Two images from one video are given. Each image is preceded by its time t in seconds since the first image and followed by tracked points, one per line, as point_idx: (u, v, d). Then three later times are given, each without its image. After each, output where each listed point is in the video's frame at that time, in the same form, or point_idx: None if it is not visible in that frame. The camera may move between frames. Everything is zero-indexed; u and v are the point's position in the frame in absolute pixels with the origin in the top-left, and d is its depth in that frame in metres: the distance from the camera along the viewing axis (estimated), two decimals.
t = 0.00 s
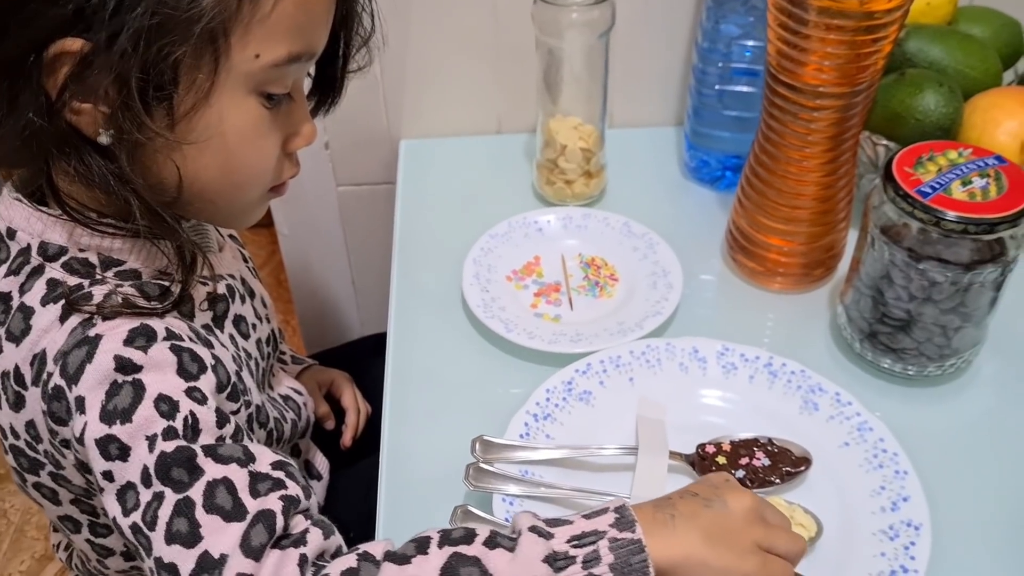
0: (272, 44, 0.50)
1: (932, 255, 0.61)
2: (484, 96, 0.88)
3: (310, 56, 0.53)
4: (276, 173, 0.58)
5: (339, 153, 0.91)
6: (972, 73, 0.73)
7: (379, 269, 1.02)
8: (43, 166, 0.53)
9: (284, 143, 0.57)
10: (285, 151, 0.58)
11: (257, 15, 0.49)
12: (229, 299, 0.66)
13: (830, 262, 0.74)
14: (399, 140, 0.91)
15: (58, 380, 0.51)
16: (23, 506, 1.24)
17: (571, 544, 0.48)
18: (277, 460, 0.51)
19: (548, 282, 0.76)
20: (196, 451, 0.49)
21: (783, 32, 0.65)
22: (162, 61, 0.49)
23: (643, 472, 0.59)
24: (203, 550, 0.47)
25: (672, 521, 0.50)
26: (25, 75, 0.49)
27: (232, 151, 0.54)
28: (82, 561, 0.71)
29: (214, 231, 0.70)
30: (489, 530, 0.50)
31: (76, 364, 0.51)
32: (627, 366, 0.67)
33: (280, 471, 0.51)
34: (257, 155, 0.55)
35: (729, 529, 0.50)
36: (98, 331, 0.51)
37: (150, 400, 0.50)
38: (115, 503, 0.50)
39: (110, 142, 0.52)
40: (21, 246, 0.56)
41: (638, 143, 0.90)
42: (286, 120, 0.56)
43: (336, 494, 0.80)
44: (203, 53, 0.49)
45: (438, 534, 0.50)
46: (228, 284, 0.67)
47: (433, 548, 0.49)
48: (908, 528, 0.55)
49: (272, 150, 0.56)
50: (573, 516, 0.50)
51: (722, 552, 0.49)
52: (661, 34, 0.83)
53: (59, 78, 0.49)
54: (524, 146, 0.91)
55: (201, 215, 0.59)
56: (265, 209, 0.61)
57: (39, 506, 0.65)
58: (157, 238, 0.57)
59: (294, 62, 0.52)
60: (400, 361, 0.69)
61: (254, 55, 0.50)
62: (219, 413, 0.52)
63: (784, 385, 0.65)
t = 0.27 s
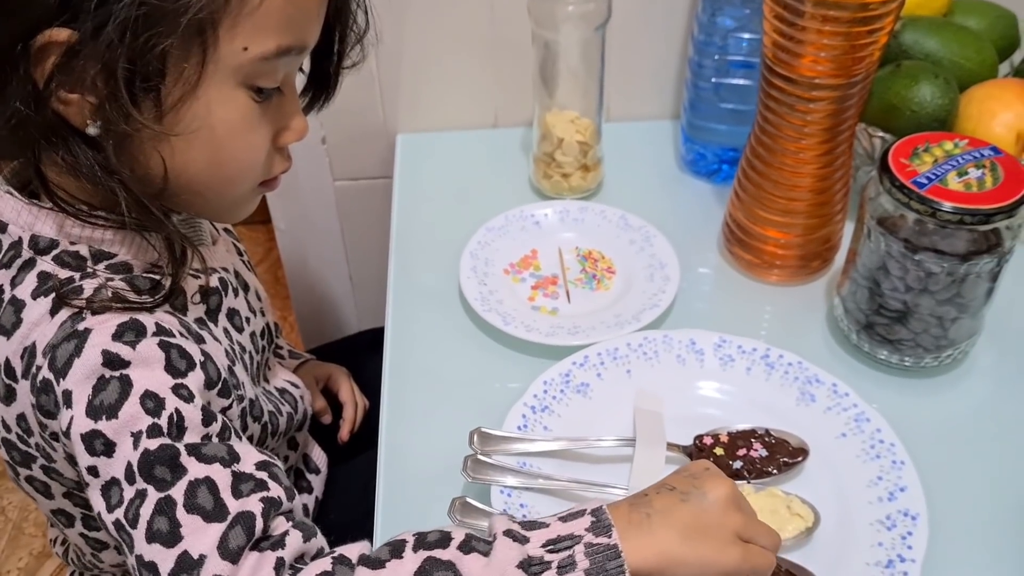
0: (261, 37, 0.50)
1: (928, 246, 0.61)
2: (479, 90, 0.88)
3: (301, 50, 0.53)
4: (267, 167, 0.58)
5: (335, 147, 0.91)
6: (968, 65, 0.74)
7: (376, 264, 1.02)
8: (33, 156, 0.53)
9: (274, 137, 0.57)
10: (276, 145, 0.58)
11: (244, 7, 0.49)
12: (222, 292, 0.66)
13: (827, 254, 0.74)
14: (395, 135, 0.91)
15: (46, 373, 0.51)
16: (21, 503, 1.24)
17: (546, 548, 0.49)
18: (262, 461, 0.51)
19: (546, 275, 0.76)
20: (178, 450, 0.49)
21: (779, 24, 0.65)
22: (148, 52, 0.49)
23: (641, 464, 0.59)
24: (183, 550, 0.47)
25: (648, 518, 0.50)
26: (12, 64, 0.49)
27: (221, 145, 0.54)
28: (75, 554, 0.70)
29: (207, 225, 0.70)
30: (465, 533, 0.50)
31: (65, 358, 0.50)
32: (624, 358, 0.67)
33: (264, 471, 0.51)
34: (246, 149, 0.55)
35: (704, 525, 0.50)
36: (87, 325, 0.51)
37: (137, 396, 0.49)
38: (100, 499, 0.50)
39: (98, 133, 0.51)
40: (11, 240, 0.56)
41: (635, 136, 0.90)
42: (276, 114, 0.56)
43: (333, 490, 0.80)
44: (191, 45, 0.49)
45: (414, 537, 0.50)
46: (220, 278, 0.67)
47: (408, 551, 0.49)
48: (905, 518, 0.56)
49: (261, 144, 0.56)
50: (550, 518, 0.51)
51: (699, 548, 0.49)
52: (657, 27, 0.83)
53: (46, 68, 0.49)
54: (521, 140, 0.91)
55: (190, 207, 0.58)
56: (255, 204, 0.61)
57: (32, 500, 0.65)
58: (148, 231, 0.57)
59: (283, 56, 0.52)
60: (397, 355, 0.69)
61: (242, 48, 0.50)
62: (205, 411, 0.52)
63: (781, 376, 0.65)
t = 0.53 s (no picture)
0: (255, 31, 0.50)
1: (930, 238, 0.61)
2: (480, 84, 0.88)
3: (296, 46, 0.53)
4: (262, 163, 0.58)
5: (336, 142, 0.91)
6: (969, 57, 0.73)
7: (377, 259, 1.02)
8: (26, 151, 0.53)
9: (270, 133, 0.57)
10: (271, 141, 0.57)
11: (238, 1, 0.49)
12: (219, 287, 0.66)
13: (829, 247, 0.74)
14: (396, 129, 0.91)
15: (44, 369, 0.51)
16: (22, 500, 1.24)
17: (550, 537, 0.48)
18: (263, 455, 0.51)
19: (547, 269, 0.76)
20: (179, 445, 0.49)
21: (780, 16, 0.65)
22: (142, 45, 0.49)
23: (644, 455, 0.59)
24: (185, 546, 0.47)
25: (648, 508, 0.50)
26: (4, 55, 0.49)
27: (215, 139, 0.53)
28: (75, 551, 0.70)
29: (204, 219, 0.70)
30: (468, 524, 0.50)
31: (63, 354, 0.50)
32: (626, 351, 0.67)
33: (265, 466, 0.51)
34: (241, 143, 0.55)
35: (704, 514, 0.50)
36: (84, 321, 0.51)
37: (135, 393, 0.49)
38: (100, 495, 0.50)
39: (91, 127, 0.51)
40: (7, 236, 0.56)
41: (636, 130, 0.90)
42: (272, 110, 0.56)
43: (335, 485, 0.80)
44: (184, 38, 0.49)
45: (418, 529, 0.50)
46: (217, 272, 0.67)
47: (411, 543, 0.49)
48: (908, 509, 0.56)
49: (256, 139, 0.55)
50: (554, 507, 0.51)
51: (699, 538, 0.50)
52: (658, 21, 0.83)
53: (39, 61, 0.49)
54: (522, 134, 0.91)
55: (186, 202, 0.58)
56: (250, 200, 0.61)
57: (31, 496, 0.65)
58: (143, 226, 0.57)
59: (278, 50, 0.52)
60: (399, 349, 0.69)
61: (237, 42, 0.50)
62: (205, 406, 0.51)
63: (784, 368, 0.65)
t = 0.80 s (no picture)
0: (255, 31, 0.50)
1: (924, 227, 0.61)
2: (475, 79, 0.89)
3: (295, 46, 0.53)
4: (259, 162, 0.58)
5: (333, 137, 0.91)
6: (962, 48, 0.74)
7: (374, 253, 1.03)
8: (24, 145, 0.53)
9: (267, 132, 0.57)
10: (269, 140, 0.58)
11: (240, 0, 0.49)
12: (217, 283, 0.66)
13: (824, 238, 0.75)
14: (392, 124, 0.92)
15: (42, 367, 0.51)
16: (21, 496, 1.24)
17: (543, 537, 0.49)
18: (260, 453, 0.52)
19: (543, 261, 0.76)
20: (177, 442, 0.49)
21: (775, 8, 0.65)
22: (141, 42, 0.49)
23: (640, 444, 0.60)
24: (183, 542, 0.47)
25: (641, 507, 0.51)
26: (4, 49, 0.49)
27: (212, 137, 0.54)
28: (74, 547, 0.70)
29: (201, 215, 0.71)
30: (464, 523, 0.50)
31: (61, 351, 0.50)
32: (623, 342, 0.67)
33: (263, 464, 0.51)
34: (238, 141, 0.55)
35: (698, 512, 0.51)
36: (82, 318, 0.51)
37: (132, 391, 0.49)
38: (97, 492, 0.50)
39: (89, 122, 0.51)
40: (5, 232, 0.56)
41: (631, 123, 0.90)
42: (269, 108, 0.56)
43: (333, 479, 0.80)
44: (184, 36, 0.49)
45: (413, 528, 0.50)
46: (215, 268, 0.67)
47: (407, 542, 0.49)
48: (904, 496, 0.56)
49: (253, 138, 0.56)
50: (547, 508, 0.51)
51: (692, 535, 0.50)
52: (652, 15, 0.83)
53: (37, 57, 0.49)
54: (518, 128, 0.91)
55: (182, 197, 0.58)
56: (247, 198, 0.61)
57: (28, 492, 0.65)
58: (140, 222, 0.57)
59: (277, 50, 0.52)
60: (396, 343, 0.70)
61: (236, 41, 0.50)
62: (202, 403, 0.52)
63: (780, 358, 0.66)
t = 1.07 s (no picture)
0: (253, 25, 0.50)
1: (921, 218, 0.61)
2: (471, 72, 0.88)
3: (292, 40, 0.53)
4: (254, 155, 0.58)
5: (328, 132, 0.91)
6: (958, 39, 0.74)
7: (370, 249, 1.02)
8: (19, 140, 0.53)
9: (262, 126, 0.57)
10: (264, 134, 0.57)
11: None
12: (210, 276, 0.66)
13: (821, 230, 0.75)
14: (388, 119, 0.91)
15: (33, 359, 0.50)
16: (18, 494, 1.24)
17: (530, 517, 0.46)
18: (252, 444, 0.50)
19: (540, 255, 0.76)
20: (167, 434, 0.48)
21: None
22: (139, 34, 0.48)
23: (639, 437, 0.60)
24: (175, 534, 0.46)
25: (621, 474, 0.47)
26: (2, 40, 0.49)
27: (210, 131, 0.53)
28: (70, 544, 0.70)
29: (194, 209, 0.70)
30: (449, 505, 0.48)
31: (52, 343, 0.49)
32: (621, 335, 0.67)
33: (253, 454, 0.50)
34: (233, 136, 0.54)
35: (680, 469, 0.47)
36: (73, 310, 0.50)
37: (122, 382, 0.48)
38: (88, 484, 0.49)
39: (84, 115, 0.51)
40: None
41: (627, 117, 0.90)
42: (264, 103, 0.55)
43: (331, 474, 0.80)
44: (182, 30, 0.49)
45: (398, 512, 0.47)
46: (208, 262, 0.67)
47: (392, 527, 0.47)
48: (903, 487, 0.56)
49: (249, 132, 0.55)
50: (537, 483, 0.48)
51: (677, 495, 0.46)
52: (648, 7, 0.82)
53: (34, 48, 0.49)
54: (514, 122, 0.91)
55: (174, 190, 0.58)
56: (240, 191, 0.61)
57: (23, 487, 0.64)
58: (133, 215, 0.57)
59: (274, 44, 0.52)
60: (393, 338, 0.69)
61: (235, 35, 0.50)
62: (192, 395, 0.51)
63: (778, 350, 0.65)
